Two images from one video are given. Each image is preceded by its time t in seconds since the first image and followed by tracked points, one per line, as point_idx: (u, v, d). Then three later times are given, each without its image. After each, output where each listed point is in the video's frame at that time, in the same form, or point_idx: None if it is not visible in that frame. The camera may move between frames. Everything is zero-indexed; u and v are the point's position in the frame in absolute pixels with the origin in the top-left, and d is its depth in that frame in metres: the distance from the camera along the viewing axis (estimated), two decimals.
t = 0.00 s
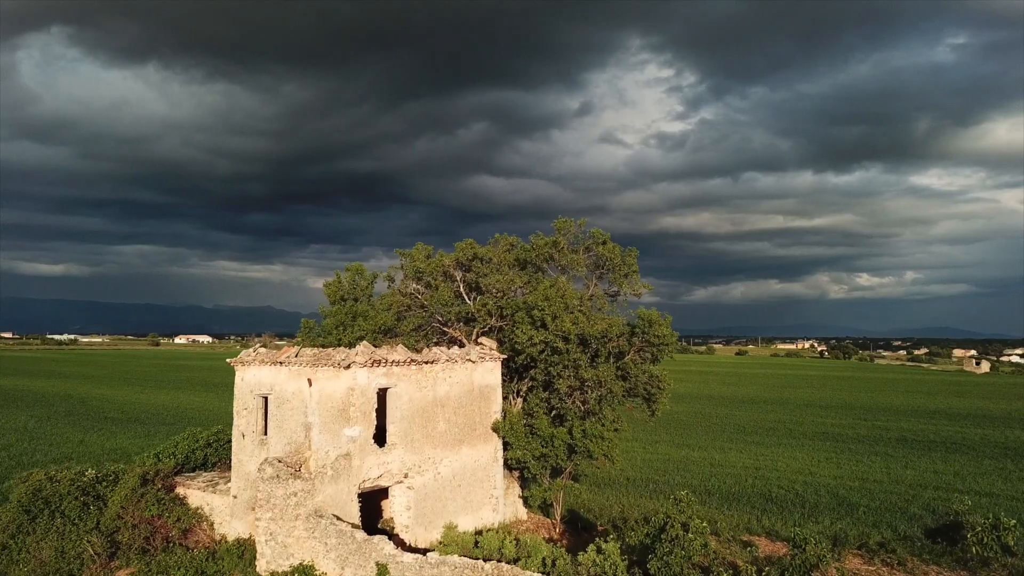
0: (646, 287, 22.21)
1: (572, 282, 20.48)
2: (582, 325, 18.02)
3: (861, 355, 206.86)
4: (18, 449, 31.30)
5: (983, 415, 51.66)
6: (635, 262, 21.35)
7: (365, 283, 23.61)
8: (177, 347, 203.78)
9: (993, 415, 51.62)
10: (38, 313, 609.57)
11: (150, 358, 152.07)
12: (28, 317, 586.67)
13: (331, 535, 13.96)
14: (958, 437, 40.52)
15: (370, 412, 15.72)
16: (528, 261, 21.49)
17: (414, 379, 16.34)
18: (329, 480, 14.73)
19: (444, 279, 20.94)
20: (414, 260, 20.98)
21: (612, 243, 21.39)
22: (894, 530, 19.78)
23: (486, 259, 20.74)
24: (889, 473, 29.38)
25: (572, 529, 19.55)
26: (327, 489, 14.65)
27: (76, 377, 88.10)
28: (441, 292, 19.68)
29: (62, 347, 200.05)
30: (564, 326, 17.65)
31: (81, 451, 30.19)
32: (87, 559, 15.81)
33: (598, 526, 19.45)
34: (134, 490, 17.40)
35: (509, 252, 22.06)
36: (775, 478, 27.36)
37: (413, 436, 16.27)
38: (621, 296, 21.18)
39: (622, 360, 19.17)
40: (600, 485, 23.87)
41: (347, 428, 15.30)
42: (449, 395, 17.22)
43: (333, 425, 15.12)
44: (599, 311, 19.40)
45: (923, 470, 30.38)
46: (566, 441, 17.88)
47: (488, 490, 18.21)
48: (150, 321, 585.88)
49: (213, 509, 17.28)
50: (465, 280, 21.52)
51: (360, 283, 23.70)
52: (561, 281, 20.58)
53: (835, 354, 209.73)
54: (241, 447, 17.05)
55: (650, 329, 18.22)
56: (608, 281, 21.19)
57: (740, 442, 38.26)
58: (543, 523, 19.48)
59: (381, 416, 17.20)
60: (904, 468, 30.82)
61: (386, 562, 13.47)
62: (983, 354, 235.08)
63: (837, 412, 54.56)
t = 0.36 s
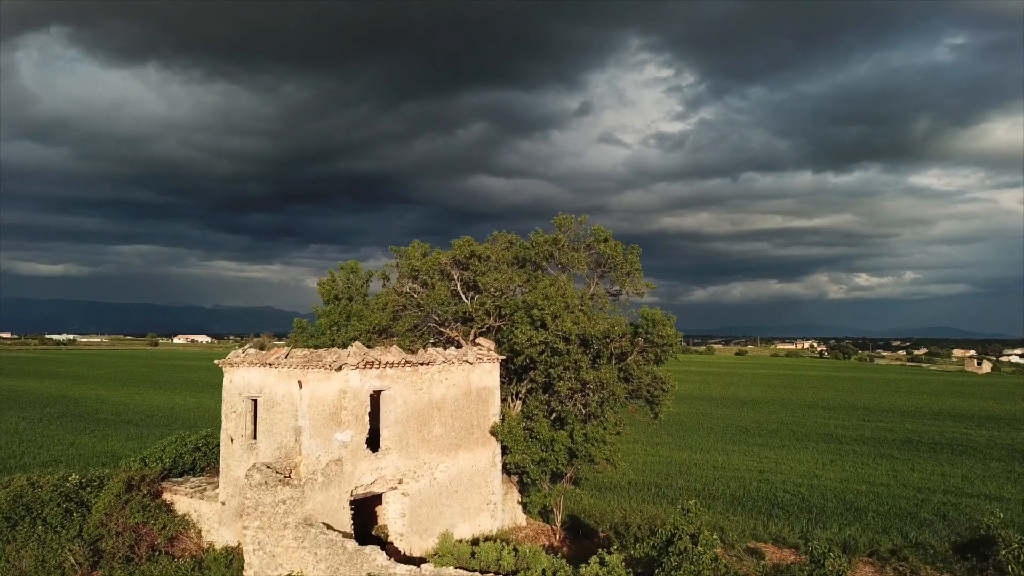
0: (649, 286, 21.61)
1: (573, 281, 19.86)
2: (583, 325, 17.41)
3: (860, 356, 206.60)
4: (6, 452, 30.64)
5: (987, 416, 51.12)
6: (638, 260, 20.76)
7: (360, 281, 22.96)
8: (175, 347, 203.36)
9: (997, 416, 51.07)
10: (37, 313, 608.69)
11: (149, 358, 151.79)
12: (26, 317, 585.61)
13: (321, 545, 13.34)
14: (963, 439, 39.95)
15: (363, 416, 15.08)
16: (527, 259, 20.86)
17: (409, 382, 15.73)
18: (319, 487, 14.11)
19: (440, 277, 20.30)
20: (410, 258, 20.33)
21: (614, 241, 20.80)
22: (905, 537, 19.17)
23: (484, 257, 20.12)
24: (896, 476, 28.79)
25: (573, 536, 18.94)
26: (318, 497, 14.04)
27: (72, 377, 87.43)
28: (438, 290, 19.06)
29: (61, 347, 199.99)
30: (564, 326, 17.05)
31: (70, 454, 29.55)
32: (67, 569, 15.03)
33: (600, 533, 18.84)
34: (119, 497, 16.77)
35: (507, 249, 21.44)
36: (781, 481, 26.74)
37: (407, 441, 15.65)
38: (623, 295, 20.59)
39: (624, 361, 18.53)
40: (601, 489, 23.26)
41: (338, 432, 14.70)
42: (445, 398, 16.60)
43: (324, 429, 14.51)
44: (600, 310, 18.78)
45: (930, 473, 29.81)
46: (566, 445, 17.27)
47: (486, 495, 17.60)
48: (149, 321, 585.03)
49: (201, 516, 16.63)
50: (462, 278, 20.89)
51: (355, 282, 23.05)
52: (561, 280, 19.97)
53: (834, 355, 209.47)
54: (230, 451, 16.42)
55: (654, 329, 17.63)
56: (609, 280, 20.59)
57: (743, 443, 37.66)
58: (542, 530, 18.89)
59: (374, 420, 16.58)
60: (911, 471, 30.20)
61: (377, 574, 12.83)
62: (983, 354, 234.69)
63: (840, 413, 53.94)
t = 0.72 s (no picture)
0: (652, 285, 20.97)
1: (574, 280, 19.24)
2: (585, 325, 16.80)
3: (860, 356, 206.30)
4: None
5: (992, 417, 50.56)
6: (641, 258, 20.14)
7: (354, 280, 22.34)
8: (173, 347, 202.67)
9: (1001, 417, 50.53)
10: (35, 313, 607.40)
11: (145, 358, 151.03)
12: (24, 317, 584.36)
13: (310, 556, 12.68)
14: (969, 441, 39.38)
15: (355, 420, 14.46)
16: (526, 257, 20.26)
17: (404, 384, 15.11)
18: (310, 494, 13.50)
19: (437, 275, 19.67)
20: (406, 255, 19.67)
21: (616, 238, 20.18)
22: (916, 544, 18.57)
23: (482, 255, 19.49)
24: (902, 479, 28.22)
25: (574, 543, 18.35)
26: (308, 505, 13.42)
27: (68, 378, 86.87)
28: (434, 289, 18.42)
29: (58, 347, 199.35)
30: (565, 326, 16.48)
31: (59, 457, 28.91)
32: None
33: (602, 540, 18.23)
34: (102, 504, 16.12)
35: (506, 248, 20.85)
36: (786, 485, 26.16)
37: (402, 446, 15.05)
38: (625, 294, 19.98)
39: (627, 362, 17.91)
40: (602, 493, 22.66)
41: (330, 437, 14.09)
42: (442, 401, 16.01)
43: (315, 433, 13.97)
44: (602, 310, 18.17)
45: (937, 476, 29.25)
46: (567, 449, 16.69)
47: (484, 501, 16.99)
48: (148, 321, 584.09)
49: (188, 523, 15.99)
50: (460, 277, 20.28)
51: (349, 281, 22.43)
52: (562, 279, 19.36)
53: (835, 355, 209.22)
54: (218, 456, 15.79)
55: (658, 329, 17.02)
56: (611, 279, 19.98)
57: (745, 445, 37.11)
58: (543, 537, 18.29)
59: (368, 424, 15.97)
60: (919, 474, 29.61)
61: None
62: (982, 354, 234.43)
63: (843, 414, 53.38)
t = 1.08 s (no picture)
0: (656, 283, 20.38)
1: (576, 278, 18.66)
2: (587, 324, 16.20)
3: (860, 355, 206.02)
4: None
5: (996, 418, 50.05)
6: (644, 256, 19.57)
7: (349, 279, 21.72)
8: (171, 347, 202.08)
9: (1006, 418, 50.02)
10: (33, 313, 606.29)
11: (144, 358, 150.63)
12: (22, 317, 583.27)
13: (300, 567, 12.08)
14: (974, 442, 38.87)
15: (348, 424, 13.86)
16: (526, 256, 19.66)
17: (399, 386, 14.54)
18: (300, 502, 12.88)
19: (434, 274, 19.03)
20: (402, 253, 19.07)
21: (619, 236, 19.61)
22: (928, 551, 17.99)
23: (481, 253, 18.86)
24: (909, 483, 27.68)
25: (576, 550, 17.77)
26: (298, 513, 12.81)
27: (64, 378, 86.22)
28: (431, 288, 17.80)
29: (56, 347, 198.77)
30: (567, 326, 15.90)
31: (48, 460, 28.28)
32: None
33: (604, 547, 17.65)
34: (85, 511, 15.43)
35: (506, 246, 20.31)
36: (792, 489, 25.62)
37: (397, 450, 14.47)
38: (628, 293, 19.38)
39: (630, 364, 17.32)
40: (604, 497, 22.09)
41: (321, 442, 13.49)
42: (439, 404, 15.42)
43: (306, 438, 13.33)
44: (605, 309, 17.58)
45: (944, 479, 28.73)
46: (569, 454, 16.10)
47: (482, 508, 16.41)
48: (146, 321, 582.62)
49: (175, 531, 15.40)
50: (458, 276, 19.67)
51: (344, 280, 21.80)
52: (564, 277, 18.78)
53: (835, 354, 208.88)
54: (205, 462, 15.20)
55: (663, 330, 16.45)
56: (614, 277, 19.40)
57: (747, 447, 36.60)
58: (544, 544, 17.71)
59: (362, 428, 15.37)
60: (925, 477, 29.07)
61: None
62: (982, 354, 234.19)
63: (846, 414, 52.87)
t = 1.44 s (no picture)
0: (660, 283, 19.76)
1: (578, 277, 18.05)
2: (590, 325, 15.60)
3: (860, 356, 205.66)
4: None
5: (1002, 419, 49.44)
6: (649, 254, 18.94)
7: (345, 279, 21.14)
8: (170, 347, 201.47)
9: (1012, 419, 49.41)
10: (32, 313, 605.55)
11: (143, 359, 150.46)
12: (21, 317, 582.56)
13: None
14: (982, 444, 38.26)
15: (341, 430, 13.24)
16: (527, 255, 19.04)
17: (395, 390, 13.97)
18: (289, 512, 12.28)
19: (432, 272, 18.41)
20: (399, 251, 18.44)
21: (623, 234, 18.98)
22: (943, 560, 17.37)
23: (481, 252, 18.25)
24: (918, 487, 27.07)
25: (578, 559, 17.17)
26: (287, 524, 12.21)
27: (60, 379, 85.48)
28: (428, 287, 17.19)
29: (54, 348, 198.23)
30: (569, 327, 15.32)
31: (38, 464, 27.66)
32: None
33: (607, 556, 17.04)
34: (68, 520, 14.82)
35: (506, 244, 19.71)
36: (797, 493, 25.06)
37: (392, 456, 13.88)
38: (632, 293, 18.75)
39: (635, 366, 16.70)
40: (606, 503, 21.49)
41: (312, 448, 12.90)
42: (436, 408, 14.83)
43: (296, 445, 12.84)
44: (608, 310, 16.96)
45: (953, 483, 28.10)
46: (571, 460, 15.51)
47: (481, 516, 15.81)
48: (145, 321, 581.71)
49: (161, 540, 14.79)
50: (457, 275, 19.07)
51: (339, 279, 21.22)
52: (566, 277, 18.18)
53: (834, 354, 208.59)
54: (193, 468, 14.60)
55: (669, 331, 15.84)
56: (617, 276, 18.77)
57: (751, 449, 36.01)
58: (545, 552, 17.11)
59: (356, 433, 14.78)
60: (934, 481, 28.46)
61: None
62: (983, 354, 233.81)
63: (850, 416, 52.28)
